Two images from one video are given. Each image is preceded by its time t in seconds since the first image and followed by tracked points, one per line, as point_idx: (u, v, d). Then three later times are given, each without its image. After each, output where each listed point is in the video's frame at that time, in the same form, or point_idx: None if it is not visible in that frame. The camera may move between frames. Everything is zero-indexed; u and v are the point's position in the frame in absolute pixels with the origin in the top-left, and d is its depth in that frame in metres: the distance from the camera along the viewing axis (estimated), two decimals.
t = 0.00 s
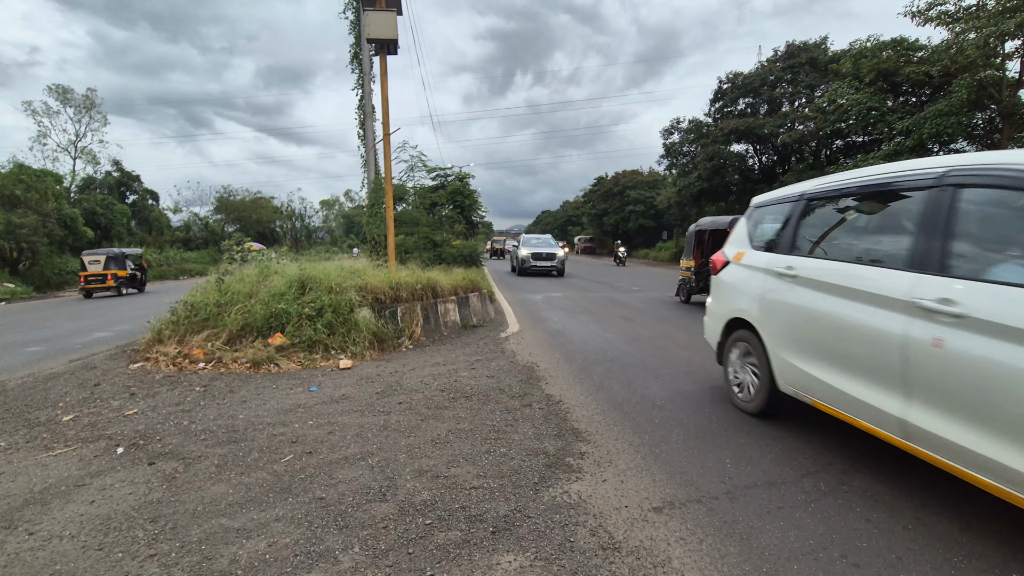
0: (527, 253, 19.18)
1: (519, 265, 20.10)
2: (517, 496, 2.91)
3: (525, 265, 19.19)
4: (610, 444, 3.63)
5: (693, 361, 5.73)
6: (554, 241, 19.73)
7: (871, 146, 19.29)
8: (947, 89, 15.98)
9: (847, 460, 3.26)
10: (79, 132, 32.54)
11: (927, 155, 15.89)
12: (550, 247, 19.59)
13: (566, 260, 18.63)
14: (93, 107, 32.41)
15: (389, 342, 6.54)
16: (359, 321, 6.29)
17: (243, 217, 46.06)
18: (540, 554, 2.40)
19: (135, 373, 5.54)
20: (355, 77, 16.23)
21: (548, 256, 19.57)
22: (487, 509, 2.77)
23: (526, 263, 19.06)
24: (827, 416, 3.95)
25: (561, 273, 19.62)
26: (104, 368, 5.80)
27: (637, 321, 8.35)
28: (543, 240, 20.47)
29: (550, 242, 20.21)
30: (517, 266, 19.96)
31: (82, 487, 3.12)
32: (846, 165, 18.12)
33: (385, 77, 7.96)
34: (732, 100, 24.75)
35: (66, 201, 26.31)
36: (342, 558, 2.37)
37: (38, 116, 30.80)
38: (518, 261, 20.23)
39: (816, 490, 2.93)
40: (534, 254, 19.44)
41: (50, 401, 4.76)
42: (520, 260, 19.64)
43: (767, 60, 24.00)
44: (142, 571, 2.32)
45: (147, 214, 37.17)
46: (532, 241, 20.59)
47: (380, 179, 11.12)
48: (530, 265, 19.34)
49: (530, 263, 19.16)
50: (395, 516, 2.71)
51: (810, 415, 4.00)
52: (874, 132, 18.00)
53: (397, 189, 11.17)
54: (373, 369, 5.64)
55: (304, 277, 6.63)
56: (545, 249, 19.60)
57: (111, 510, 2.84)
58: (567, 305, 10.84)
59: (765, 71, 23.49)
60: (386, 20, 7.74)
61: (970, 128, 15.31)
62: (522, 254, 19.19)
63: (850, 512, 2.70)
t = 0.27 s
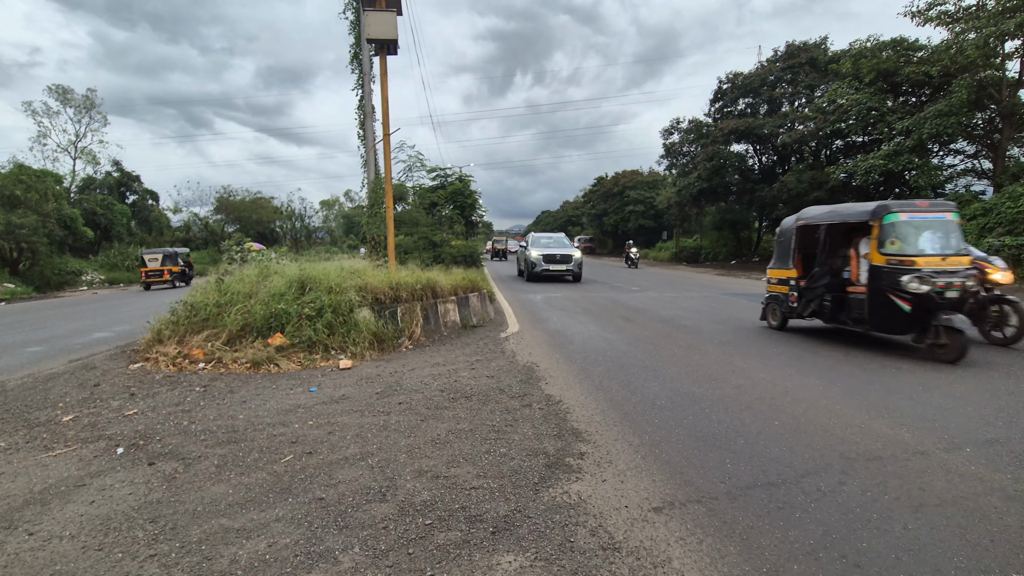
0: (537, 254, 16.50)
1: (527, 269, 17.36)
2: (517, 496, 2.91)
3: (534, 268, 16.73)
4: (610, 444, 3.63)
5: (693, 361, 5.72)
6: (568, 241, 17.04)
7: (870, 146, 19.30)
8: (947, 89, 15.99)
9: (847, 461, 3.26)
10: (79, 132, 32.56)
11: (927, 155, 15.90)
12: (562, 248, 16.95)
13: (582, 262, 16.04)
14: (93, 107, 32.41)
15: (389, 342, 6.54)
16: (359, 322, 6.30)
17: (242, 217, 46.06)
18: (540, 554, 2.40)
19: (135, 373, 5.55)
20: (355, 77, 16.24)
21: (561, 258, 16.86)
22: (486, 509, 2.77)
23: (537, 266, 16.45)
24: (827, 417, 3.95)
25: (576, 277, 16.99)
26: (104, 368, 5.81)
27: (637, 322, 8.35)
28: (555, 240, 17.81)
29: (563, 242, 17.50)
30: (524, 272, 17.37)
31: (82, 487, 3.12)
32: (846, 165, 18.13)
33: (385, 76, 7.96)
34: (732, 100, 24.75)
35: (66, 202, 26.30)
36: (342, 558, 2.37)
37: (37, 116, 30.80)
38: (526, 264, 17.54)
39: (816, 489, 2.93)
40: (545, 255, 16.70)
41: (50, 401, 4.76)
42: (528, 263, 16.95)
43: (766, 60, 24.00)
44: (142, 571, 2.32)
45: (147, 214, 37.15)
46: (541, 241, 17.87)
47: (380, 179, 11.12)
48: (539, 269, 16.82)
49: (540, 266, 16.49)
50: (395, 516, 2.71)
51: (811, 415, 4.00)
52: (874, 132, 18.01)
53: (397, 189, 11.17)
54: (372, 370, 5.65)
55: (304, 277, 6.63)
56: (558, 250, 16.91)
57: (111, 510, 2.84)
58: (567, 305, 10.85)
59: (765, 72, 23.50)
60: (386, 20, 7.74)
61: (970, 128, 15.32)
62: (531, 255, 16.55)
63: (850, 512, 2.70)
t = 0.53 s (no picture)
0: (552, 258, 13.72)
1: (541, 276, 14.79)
2: (517, 496, 2.91)
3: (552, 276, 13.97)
4: (610, 444, 3.63)
5: (693, 361, 5.73)
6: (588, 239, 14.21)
7: (870, 146, 19.30)
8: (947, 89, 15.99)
9: (847, 460, 3.26)
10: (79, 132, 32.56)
11: (927, 155, 15.90)
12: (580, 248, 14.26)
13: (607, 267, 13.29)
14: (93, 107, 32.40)
15: (389, 342, 6.54)
16: (359, 322, 6.30)
17: (242, 217, 46.07)
18: (540, 554, 2.40)
19: (135, 373, 5.55)
20: (355, 77, 16.25)
21: (582, 261, 13.86)
22: (487, 509, 2.77)
23: (552, 272, 13.66)
24: (827, 416, 3.95)
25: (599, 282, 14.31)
26: (104, 369, 5.81)
27: (637, 322, 8.35)
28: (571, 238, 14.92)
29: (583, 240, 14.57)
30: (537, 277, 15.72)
31: (82, 487, 3.12)
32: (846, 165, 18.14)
33: (385, 76, 7.96)
34: (732, 100, 24.76)
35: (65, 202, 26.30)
36: (342, 558, 2.37)
37: (37, 116, 30.81)
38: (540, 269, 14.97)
39: (816, 490, 2.93)
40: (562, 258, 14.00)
41: (50, 401, 4.76)
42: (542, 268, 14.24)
43: (767, 60, 24.00)
44: (142, 571, 2.32)
45: (147, 214, 37.14)
46: (555, 240, 14.95)
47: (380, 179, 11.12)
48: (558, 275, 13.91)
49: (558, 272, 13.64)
50: (396, 516, 2.71)
51: (811, 415, 4.00)
52: (874, 132, 18.01)
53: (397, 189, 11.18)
54: (372, 369, 5.65)
55: (304, 277, 6.63)
56: (577, 253, 13.99)
57: (111, 510, 2.84)
58: (567, 306, 10.85)
59: (765, 72, 23.49)
60: (386, 20, 7.74)
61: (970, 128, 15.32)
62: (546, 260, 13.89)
63: (850, 512, 2.70)
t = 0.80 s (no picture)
0: (577, 261, 10.84)
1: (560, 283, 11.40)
2: (517, 496, 2.91)
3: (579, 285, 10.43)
4: (610, 444, 3.63)
5: (693, 361, 5.73)
6: (618, 238, 11.53)
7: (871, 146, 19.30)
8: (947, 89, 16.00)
9: (847, 460, 3.26)
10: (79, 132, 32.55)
11: (927, 155, 15.89)
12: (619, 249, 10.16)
13: (645, 274, 10.65)
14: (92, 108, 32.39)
15: (389, 342, 6.54)
16: (359, 322, 6.30)
17: (243, 217, 46.07)
18: (540, 554, 2.40)
19: (135, 373, 5.55)
20: (355, 77, 16.26)
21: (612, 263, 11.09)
22: (486, 509, 2.77)
23: (577, 279, 10.50)
24: (827, 416, 3.95)
25: (638, 292, 10.92)
26: (104, 368, 5.81)
27: (637, 322, 8.35)
28: (596, 236, 12.19)
29: (613, 240, 11.88)
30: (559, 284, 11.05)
31: (82, 487, 3.12)
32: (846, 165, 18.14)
33: (385, 76, 7.96)
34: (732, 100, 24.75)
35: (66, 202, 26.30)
36: (342, 558, 2.37)
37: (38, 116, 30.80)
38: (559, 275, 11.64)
39: (816, 490, 2.93)
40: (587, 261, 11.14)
41: (50, 401, 4.76)
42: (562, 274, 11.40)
43: (767, 60, 23.99)
44: (142, 571, 2.32)
45: (147, 214, 37.13)
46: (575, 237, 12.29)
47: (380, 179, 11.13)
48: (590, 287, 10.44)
49: (585, 278, 10.57)
50: (395, 516, 2.71)
51: (811, 415, 3.99)
52: (874, 132, 18.00)
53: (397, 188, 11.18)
54: (372, 370, 5.64)
55: (304, 277, 6.63)
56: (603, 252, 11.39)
57: (111, 510, 2.84)
58: (567, 305, 10.85)
59: (765, 71, 23.49)
60: (386, 20, 7.73)
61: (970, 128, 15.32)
62: (568, 263, 10.76)
63: (850, 512, 2.70)
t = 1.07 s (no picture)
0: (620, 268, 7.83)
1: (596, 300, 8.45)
2: (518, 496, 2.91)
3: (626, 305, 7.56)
4: (610, 444, 3.64)
5: (693, 361, 5.72)
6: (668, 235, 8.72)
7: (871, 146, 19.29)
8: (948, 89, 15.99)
9: (848, 460, 3.26)
10: (79, 132, 32.54)
11: (928, 155, 15.88)
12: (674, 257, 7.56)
13: (716, 287, 7.72)
14: (93, 108, 32.39)
15: (390, 342, 6.54)
16: (360, 322, 6.29)
17: (243, 217, 46.07)
18: (541, 554, 2.40)
19: (136, 373, 5.55)
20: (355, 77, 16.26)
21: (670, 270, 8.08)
22: (487, 509, 2.76)
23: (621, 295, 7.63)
24: (827, 416, 3.96)
25: (703, 312, 8.02)
26: (105, 369, 5.81)
27: (637, 322, 8.35)
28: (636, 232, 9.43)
29: (663, 240, 8.95)
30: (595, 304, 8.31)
31: (83, 487, 3.12)
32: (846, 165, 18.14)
33: (386, 77, 7.96)
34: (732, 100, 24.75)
35: (66, 202, 26.33)
36: (343, 558, 2.37)
37: (39, 117, 30.84)
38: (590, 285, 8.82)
39: (817, 490, 2.93)
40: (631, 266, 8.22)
41: (51, 401, 4.77)
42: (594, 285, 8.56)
43: (767, 60, 23.97)
44: (143, 571, 2.32)
45: (148, 214, 37.12)
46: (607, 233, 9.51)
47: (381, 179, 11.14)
48: (642, 306, 7.56)
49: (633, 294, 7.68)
50: (396, 516, 2.71)
51: (811, 415, 3.99)
52: (874, 132, 17.99)
53: (397, 188, 11.18)
54: (373, 370, 5.64)
55: (305, 277, 6.63)
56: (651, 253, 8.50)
57: (112, 510, 2.84)
58: (567, 305, 10.85)
59: (765, 71, 23.48)
60: (386, 20, 7.73)
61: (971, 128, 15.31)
62: (611, 273, 7.76)
63: (851, 512, 2.70)
